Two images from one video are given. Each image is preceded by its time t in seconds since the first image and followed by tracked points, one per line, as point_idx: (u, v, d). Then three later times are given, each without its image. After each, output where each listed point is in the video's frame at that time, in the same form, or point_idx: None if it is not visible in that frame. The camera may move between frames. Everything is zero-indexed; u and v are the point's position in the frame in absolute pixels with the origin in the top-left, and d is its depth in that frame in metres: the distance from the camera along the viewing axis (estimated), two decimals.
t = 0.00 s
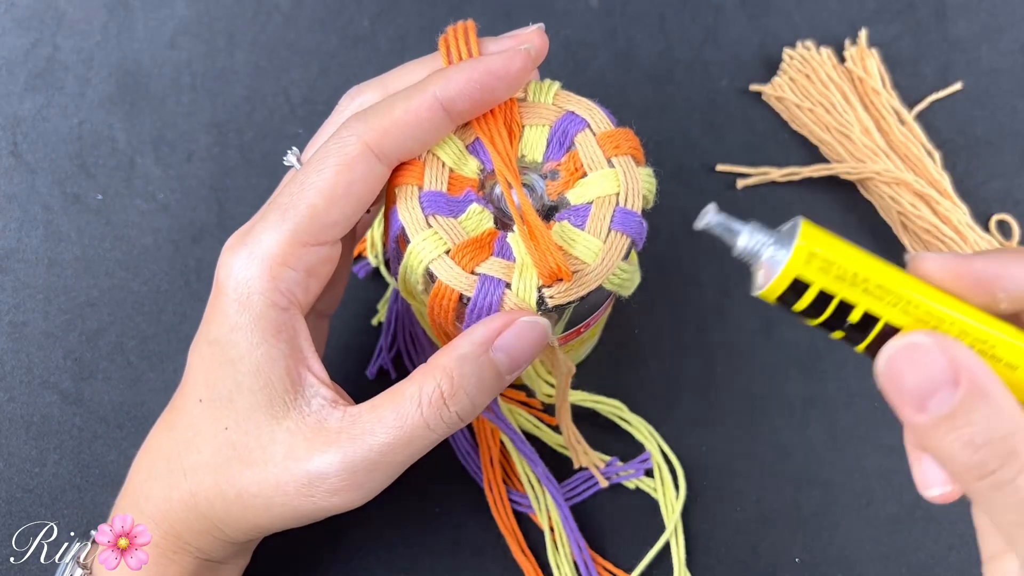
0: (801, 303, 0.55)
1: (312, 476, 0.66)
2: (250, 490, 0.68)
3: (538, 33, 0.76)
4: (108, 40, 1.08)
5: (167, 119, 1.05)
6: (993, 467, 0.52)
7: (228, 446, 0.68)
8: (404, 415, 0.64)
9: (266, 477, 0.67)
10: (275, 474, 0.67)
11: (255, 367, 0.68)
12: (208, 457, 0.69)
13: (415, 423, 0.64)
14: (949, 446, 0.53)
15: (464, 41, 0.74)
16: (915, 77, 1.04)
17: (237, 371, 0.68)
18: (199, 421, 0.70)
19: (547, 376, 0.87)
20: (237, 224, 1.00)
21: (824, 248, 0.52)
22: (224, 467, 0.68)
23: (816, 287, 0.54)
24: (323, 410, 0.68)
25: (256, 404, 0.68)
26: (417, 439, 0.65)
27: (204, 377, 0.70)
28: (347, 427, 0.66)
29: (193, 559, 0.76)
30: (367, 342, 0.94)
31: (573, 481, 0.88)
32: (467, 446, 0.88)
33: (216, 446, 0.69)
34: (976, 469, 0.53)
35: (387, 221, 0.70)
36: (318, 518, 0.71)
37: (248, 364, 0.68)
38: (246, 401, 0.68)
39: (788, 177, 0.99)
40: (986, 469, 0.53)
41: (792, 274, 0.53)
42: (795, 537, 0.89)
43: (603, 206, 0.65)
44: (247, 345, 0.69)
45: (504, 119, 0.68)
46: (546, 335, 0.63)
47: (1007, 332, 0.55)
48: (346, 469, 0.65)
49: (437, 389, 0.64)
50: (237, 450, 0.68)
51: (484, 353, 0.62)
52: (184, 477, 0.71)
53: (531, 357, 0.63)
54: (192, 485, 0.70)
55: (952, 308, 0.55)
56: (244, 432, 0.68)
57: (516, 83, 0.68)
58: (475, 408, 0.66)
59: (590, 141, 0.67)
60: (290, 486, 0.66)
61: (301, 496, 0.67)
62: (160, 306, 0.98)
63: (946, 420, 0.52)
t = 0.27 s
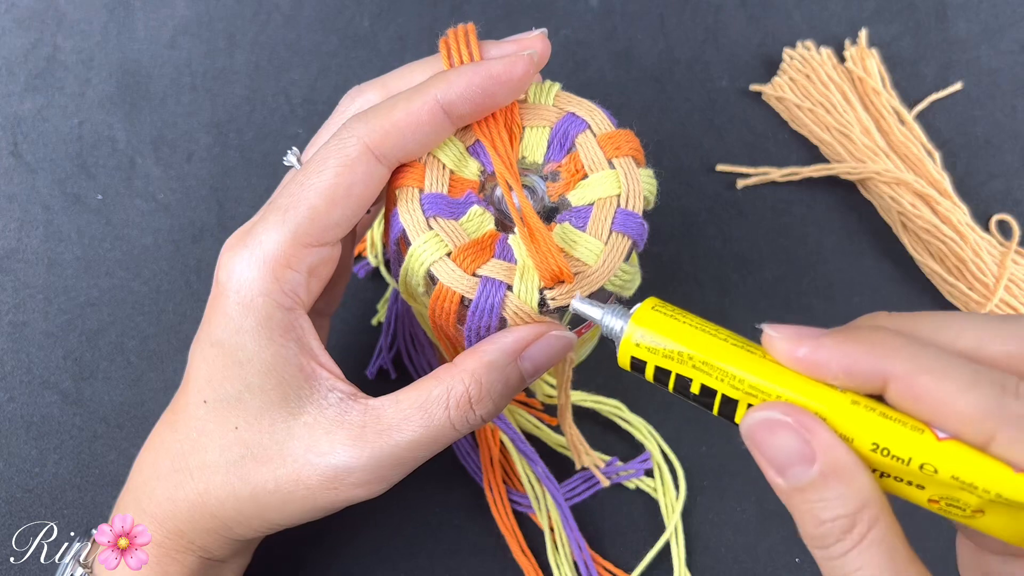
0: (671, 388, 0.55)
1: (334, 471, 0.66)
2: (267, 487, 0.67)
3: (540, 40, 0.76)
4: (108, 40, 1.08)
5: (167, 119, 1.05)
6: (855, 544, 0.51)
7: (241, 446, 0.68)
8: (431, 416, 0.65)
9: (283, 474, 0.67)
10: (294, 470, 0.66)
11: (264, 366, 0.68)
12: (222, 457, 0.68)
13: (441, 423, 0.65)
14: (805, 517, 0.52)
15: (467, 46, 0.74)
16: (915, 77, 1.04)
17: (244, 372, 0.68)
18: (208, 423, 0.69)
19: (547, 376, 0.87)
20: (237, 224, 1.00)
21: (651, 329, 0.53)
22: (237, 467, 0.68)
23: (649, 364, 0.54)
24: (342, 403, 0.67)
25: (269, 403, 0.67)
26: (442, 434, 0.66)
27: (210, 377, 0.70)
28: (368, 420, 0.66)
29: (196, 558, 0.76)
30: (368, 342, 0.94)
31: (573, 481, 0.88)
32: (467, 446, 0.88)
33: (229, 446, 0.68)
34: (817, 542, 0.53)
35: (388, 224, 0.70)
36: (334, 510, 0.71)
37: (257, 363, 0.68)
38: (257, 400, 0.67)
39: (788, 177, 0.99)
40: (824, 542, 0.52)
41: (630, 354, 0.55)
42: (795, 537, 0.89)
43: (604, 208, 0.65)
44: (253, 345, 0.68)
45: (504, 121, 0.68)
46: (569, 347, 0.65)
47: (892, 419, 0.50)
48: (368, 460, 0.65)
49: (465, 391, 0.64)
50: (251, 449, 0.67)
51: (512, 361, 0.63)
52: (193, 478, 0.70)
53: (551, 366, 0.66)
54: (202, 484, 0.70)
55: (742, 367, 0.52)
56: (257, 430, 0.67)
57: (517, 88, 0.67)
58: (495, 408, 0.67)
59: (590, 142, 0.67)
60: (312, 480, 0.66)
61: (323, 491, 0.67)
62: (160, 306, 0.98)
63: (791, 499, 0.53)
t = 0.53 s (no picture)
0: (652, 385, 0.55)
1: (336, 471, 0.66)
2: (270, 488, 0.67)
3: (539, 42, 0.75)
4: (108, 40, 1.08)
5: (167, 119, 1.05)
6: (822, 544, 0.52)
7: (242, 447, 0.68)
8: (433, 415, 0.65)
9: (286, 475, 0.67)
10: (295, 470, 0.66)
11: (264, 368, 0.68)
12: (222, 458, 0.68)
13: (443, 421, 0.65)
14: (777, 513, 0.54)
15: (467, 49, 0.74)
16: (915, 77, 1.04)
17: (243, 373, 0.68)
18: (208, 425, 0.69)
19: (547, 376, 0.87)
20: (237, 224, 1.00)
21: (635, 327, 0.53)
22: (239, 468, 0.68)
23: (631, 363, 0.54)
24: (342, 403, 0.67)
25: (270, 404, 0.67)
26: (443, 433, 0.66)
27: (209, 379, 0.69)
28: (370, 419, 0.66)
29: (195, 559, 0.76)
30: (367, 342, 0.94)
31: (573, 482, 0.88)
32: (467, 446, 0.87)
33: (230, 447, 0.68)
34: (789, 538, 0.54)
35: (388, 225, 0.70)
36: (336, 509, 0.71)
37: (257, 365, 0.68)
38: (257, 401, 0.67)
39: (788, 177, 0.99)
40: (795, 539, 0.54)
41: (613, 352, 0.55)
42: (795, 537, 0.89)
43: (604, 208, 0.65)
44: (252, 347, 0.68)
45: (503, 122, 0.68)
46: (571, 345, 0.65)
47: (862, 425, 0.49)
48: (370, 459, 0.65)
49: (466, 389, 0.64)
50: (253, 450, 0.67)
51: (513, 360, 0.63)
52: (193, 480, 0.70)
53: (551, 366, 0.66)
54: (203, 486, 0.70)
55: (718, 367, 0.52)
56: (259, 431, 0.67)
57: (517, 90, 0.67)
58: (495, 407, 0.67)
59: (590, 143, 0.67)
60: (314, 480, 0.66)
61: (326, 490, 0.67)
62: (160, 306, 0.98)
63: (766, 496, 0.54)
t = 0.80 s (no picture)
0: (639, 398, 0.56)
1: (336, 473, 0.66)
2: (270, 490, 0.67)
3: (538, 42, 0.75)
4: (108, 40, 1.08)
5: (167, 119, 1.05)
6: None
7: (242, 449, 0.68)
8: (433, 416, 0.65)
9: (286, 477, 0.67)
10: (295, 472, 0.66)
11: (264, 369, 0.68)
12: (222, 460, 0.68)
13: (443, 423, 0.65)
14: (743, 540, 0.54)
15: (467, 50, 0.74)
16: (915, 77, 1.04)
17: (243, 375, 0.68)
18: (208, 427, 0.69)
19: (547, 376, 0.87)
20: (237, 224, 1.00)
21: (620, 342, 0.54)
22: (239, 470, 0.68)
23: (616, 376, 0.55)
24: (343, 405, 0.67)
25: (270, 406, 0.67)
26: (443, 435, 0.66)
27: (209, 381, 0.69)
28: (371, 421, 0.66)
29: (195, 560, 0.76)
30: (367, 342, 0.94)
31: (573, 482, 0.88)
32: (467, 446, 0.87)
33: (230, 449, 0.68)
34: (753, 566, 0.54)
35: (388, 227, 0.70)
36: (336, 511, 0.71)
37: (257, 367, 0.68)
38: (257, 402, 0.67)
39: (788, 177, 0.99)
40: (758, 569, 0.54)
41: (599, 364, 0.56)
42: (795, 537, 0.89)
43: (604, 209, 0.65)
44: (252, 349, 0.68)
45: (503, 124, 0.68)
46: (570, 348, 0.64)
47: (839, 455, 0.49)
48: (371, 461, 0.65)
49: (467, 391, 0.64)
50: (253, 452, 0.67)
51: (514, 362, 0.63)
52: (193, 482, 0.70)
53: (552, 367, 0.66)
54: (204, 488, 0.70)
55: (697, 385, 0.52)
56: (259, 433, 0.67)
57: (517, 90, 0.67)
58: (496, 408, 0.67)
59: (590, 144, 0.67)
60: (315, 482, 0.66)
61: (327, 492, 0.67)
62: (160, 306, 0.98)
63: (738, 519, 0.54)
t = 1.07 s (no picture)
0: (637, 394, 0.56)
1: (335, 473, 0.66)
2: (269, 490, 0.67)
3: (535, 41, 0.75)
4: (108, 40, 1.08)
5: (167, 119, 1.05)
6: (781, 571, 0.51)
7: (240, 448, 0.68)
8: (431, 416, 0.65)
9: (285, 477, 0.67)
10: (294, 472, 0.66)
11: (263, 369, 0.68)
12: (221, 461, 0.68)
13: (442, 422, 0.65)
14: (740, 533, 0.53)
15: (464, 49, 0.74)
16: (915, 78, 1.04)
17: (242, 375, 0.68)
18: (207, 427, 0.69)
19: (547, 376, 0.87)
20: (237, 224, 1.00)
21: (618, 337, 0.54)
22: (237, 470, 0.68)
23: (614, 373, 0.55)
24: (341, 405, 0.67)
25: (268, 406, 0.67)
26: (442, 434, 0.66)
27: (207, 381, 0.69)
28: (370, 421, 0.66)
29: (195, 561, 0.76)
30: (367, 342, 0.94)
31: (573, 481, 0.88)
32: (467, 446, 0.88)
33: (229, 449, 0.68)
34: (748, 561, 0.53)
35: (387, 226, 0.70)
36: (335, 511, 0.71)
37: (255, 367, 0.68)
38: (256, 402, 0.67)
39: (788, 177, 0.99)
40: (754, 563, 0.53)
41: (600, 363, 0.56)
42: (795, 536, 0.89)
43: (603, 207, 0.65)
44: (251, 349, 0.68)
45: (501, 122, 0.68)
46: (568, 346, 0.64)
47: (836, 448, 0.49)
48: (369, 460, 0.65)
49: (465, 390, 0.64)
50: (252, 452, 0.67)
51: (512, 361, 0.63)
52: (192, 483, 0.70)
53: (551, 366, 0.66)
54: (202, 488, 0.70)
55: (697, 382, 0.52)
56: (257, 433, 0.67)
57: (514, 89, 0.67)
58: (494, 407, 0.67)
59: (589, 143, 0.67)
60: (314, 482, 0.66)
61: (326, 492, 0.67)
62: (160, 306, 0.98)
63: (733, 513, 0.53)
